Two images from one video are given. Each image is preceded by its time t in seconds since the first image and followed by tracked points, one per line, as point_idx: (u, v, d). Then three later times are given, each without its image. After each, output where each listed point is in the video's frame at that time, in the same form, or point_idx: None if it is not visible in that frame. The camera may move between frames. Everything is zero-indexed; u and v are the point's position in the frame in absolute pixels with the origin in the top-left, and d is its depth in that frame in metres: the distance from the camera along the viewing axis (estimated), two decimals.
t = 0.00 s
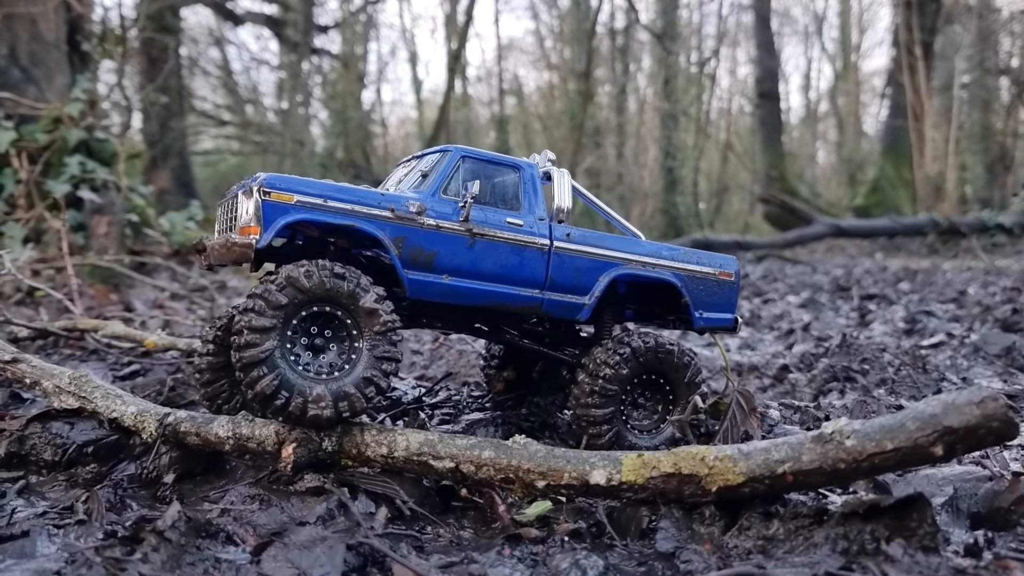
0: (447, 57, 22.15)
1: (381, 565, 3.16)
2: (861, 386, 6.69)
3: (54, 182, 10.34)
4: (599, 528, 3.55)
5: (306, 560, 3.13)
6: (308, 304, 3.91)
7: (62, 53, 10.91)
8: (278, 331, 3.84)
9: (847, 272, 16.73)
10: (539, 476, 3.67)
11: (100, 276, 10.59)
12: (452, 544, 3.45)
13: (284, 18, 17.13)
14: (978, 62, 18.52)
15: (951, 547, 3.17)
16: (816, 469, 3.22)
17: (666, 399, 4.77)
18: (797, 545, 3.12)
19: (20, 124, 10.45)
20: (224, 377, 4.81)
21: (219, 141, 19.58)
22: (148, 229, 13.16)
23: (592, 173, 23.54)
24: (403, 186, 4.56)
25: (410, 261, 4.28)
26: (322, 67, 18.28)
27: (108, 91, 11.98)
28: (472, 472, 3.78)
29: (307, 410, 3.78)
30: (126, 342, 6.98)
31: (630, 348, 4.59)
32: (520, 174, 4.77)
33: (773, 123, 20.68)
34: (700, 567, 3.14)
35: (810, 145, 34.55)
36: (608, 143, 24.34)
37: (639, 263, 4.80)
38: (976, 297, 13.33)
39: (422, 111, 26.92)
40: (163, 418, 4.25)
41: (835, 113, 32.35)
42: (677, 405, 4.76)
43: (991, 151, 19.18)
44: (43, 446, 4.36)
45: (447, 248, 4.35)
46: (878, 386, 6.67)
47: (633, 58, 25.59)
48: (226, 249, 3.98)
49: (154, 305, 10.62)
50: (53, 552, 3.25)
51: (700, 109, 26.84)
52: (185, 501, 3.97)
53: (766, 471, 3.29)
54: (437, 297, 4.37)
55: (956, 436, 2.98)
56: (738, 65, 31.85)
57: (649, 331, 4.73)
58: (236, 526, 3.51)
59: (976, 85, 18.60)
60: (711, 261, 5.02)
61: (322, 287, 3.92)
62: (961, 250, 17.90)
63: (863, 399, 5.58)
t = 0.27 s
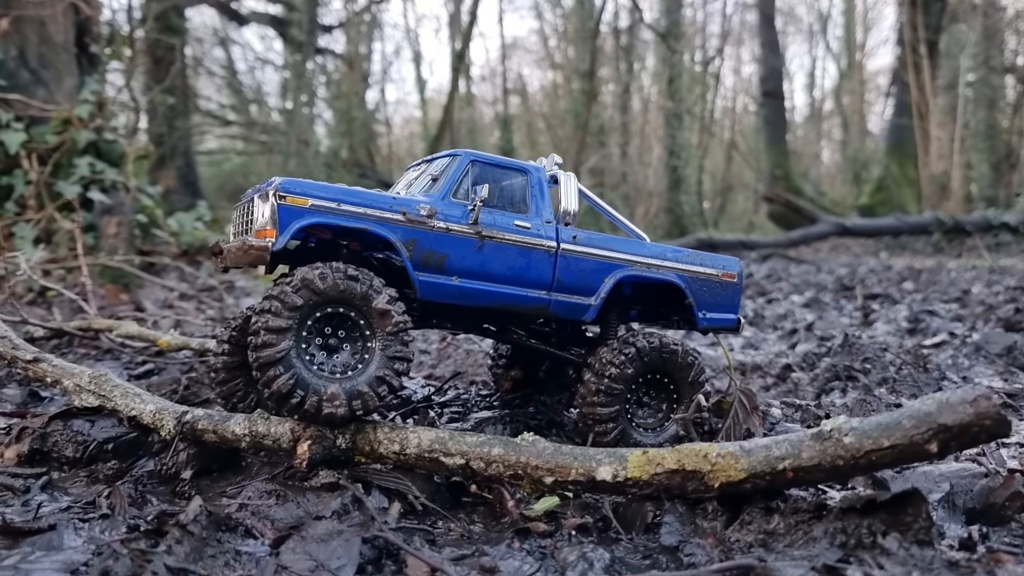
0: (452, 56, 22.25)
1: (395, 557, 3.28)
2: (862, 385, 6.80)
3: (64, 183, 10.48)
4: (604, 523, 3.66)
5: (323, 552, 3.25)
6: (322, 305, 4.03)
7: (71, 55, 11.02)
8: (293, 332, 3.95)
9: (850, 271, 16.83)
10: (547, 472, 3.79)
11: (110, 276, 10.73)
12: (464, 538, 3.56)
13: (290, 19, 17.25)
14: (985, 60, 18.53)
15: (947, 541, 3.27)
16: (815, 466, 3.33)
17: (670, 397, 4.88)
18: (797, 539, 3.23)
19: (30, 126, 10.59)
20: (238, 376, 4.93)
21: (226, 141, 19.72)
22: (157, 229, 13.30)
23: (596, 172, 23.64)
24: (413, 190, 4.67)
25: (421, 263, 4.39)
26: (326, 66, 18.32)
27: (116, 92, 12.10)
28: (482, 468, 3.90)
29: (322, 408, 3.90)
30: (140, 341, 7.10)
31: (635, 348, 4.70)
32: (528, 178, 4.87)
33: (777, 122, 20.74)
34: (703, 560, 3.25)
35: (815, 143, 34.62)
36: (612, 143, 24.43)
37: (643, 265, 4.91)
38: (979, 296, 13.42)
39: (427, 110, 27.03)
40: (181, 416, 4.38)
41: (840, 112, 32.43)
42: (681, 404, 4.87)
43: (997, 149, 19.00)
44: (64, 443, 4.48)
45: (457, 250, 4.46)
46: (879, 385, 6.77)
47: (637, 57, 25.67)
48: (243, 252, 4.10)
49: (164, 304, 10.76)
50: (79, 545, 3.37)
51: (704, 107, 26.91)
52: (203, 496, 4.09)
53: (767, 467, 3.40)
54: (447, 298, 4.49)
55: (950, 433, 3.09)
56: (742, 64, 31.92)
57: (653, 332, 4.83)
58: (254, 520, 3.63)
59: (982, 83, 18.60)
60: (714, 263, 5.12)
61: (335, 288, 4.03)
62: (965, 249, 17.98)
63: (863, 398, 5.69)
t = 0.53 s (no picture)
0: (453, 55, 22.33)
1: (401, 548, 3.38)
2: (859, 381, 6.89)
3: (68, 183, 10.58)
4: (604, 515, 3.76)
5: (330, 543, 3.35)
6: (328, 304, 4.13)
7: (75, 56, 11.10)
8: (300, 330, 4.05)
9: (851, 269, 16.91)
10: (548, 466, 3.89)
11: (114, 276, 10.84)
12: (467, 530, 3.66)
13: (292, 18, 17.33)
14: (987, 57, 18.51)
15: (936, 532, 3.37)
16: (809, 459, 3.42)
17: (669, 394, 4.98)
18: (790, 529, 3.32)
19: (34, 126, 10.66)
20: (246, 373, 5.03)
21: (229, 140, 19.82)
22: (161, 228, 13.41)
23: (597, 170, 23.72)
24: (416, 191, 4.76)
25: (424, 262, 4.49)
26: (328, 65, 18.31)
27: (120, 92, 12.19)
28: (485, 462, 4.00)
29: (328, 404, 4.00)
30: (146, 340, 7.18)
31: (634, 345, 4.80)
32: (529, 179, 4.97)
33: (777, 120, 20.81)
34: (699, 550, 3.35)
35: (817, 141, 34.66)
36: (613, 141, 24.51)
37: (642, 264, 5.01)
38: (979, 294, 13.49)
39: (428, 109, 27.12)
40: (190, 412, 4.48)
41: (841, 109, 32.51)
42: (679, 400, 4.97)
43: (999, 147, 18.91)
44: (76, 438, 4.59)
45: (459, 250, 4.56)
46: (876, 381, 6.86)
47: (638, 55, 25.73)
48: (251, 252, 4.20)
49: (169, 304, 10.87)
50: (94, 537, 3.48)
51: (706, 106, 26.97)
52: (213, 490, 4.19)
53: (761, 460, 3.49)
54: (450, 297, 4.58)
55: (938, 426, 3.19)
56: (743, 61, 31.97)
57: (652, 329, 4.93)
58: (263, 512, 3.73)
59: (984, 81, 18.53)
60: (712, 262, 5.22)
61: (341, 287, 4.13)
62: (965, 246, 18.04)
63: (859, 395, 5.78)
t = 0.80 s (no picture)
0: (453, 54, 22.36)
1: (402, 554, 3.41)
2: (858, 384, 6.93)
3: (69, 184, 10.60)
4: (603, 520, 3.80)
5: (333, 549, 3.38)
6: (330, 311, 4.16)
7: (75, 56, 11.11)
8: (302, 336, 4.08)
9: (850, 268, 16.95)
10: (547, 471, 3.92)
11: (115, 277, 10.86)
12: (467, 535, 3.69)
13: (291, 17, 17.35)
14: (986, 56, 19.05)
15: (932, 538, 3.40)
16: (806, 465, 3.46)
17: (668, 398, 5.01)
18: (788, 535, 3.36)
19: (35, 126, 10.67)
20: (248, 378, 5.06)
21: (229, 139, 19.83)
22: (161, 229, 13.43)
23: (596, 168, 23.75)
24: (417, 197, 4.79)
25: (425, 268, 4.52)
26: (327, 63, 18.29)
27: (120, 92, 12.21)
28: (485, 468, 4.03)
29: (330, 410, 4.04)
30: (148, 342, 7.20)
31: (633, 350, 4.83)
32: (529, 184, 5.00)
33: (776, 119, 20.84)
34: (697, 556, 3.39)
35: (816, 139, 34.72)
36: (613, 139, 24.55)
37: (641, 269, 5.04)
38: (978, 294, 13.54)
39: (428, 107, 27.15)
40: (192, 417, 4.51)
41: (840, 108, 32.55)
42: (678, 404, 5.00)
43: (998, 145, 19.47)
44: (80, 443, 4.62)
45: (460, 256, 4.59)
46: (874, 384, 6.91)
47: (637, 54, 25.76)
48: (253, 258, 4.23)
49: (170, 305, 10.89)
50: (99, 542, 3.51)
51: (705, 104, 27.01)
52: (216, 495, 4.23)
53: (759, 466, 3.53)
54: (450, 302, 4.61)
55: (934, 433, 3.22)
56: (743, 60, 32.01)
57: (651, 334, 4.96)
58: (266, 518, 3.76)
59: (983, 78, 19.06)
60: (711, 267, 5.25)
61: (343, 294, 4.16)
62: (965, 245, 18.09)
63: (857, 399, 5.82)
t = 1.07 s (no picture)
0: (453, 53, 22.35)
1: (416, 558, 3.41)
2: (864, 386, 6.93)
3: (71, 183, 10.60)
4: (616, 525, 3.80)
5: (347, 554, 3.37)
6: (341, 314, 4.16)
7: (76, 55, 11.10)
8: (313, 340, 4.07)
9: (851, 268, 16.97)
10: (559, 475, 3.92)
11: (118, 277, 10.85)
12: (480, 539, 3.69)
13: (291, 16, 17.33)
14: (985, 55, 19.03)
15: (946, 543, 3.39)
16: (819, 470, 3.45)
17: (677, 401, 5.01)
18: (802, 540, 3.36)
19: (37, 126, 10.67)
20: (256, 380, 5.06)
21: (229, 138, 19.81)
22: (163, 228, 13.43)
23: (597, 168, 23.75)
24: (427, 200, 4.79)
25: (435, 271, 4.51)
26: (327, 62, 18.24)
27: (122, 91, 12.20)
28: (497, 471, 4.03)
29: (342, 413, 4.04)
30: (154, 343, 7.18)
31: (643, 353, 4.83)
32: (538, 187, 4.99)
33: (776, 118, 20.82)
34: (711, 561, 3.39)
35: (816, 138, 34.74)
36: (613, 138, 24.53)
37: (650, 272, 5.05)
38: (980, 293, 13.54)
39: (427, 106, 27.14)
40: (202, 420, 4.51)
41: (841, 107, 32.55)
42: (687, 407, 5.01)
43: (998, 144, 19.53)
44: (89, 446, 4.62)
45: (470, 259, 4.59)
46: (881, 385, 6.91)
47: (637, 53, 25.76)
48: (264, 262, 4.22)
49: (173, 305, 10.89)
50: (112, 547, 3.52)
51: (706, 103, 27.01)
52: (226, 498, 4.23)
53: (772, 471, 3.52)
54: (460, 305, 4.61)
55: (948, 439, 3.22)
56: (742, 59, 32.03)
57: (660, 336, 4.96)
58: (279, 522, 3.76)
59: (983, 78, 19.00)
60: (720, 269, 5.25)
61: (354, 297, 4.16)
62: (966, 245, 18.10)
63: (865, 401, 5.83)
